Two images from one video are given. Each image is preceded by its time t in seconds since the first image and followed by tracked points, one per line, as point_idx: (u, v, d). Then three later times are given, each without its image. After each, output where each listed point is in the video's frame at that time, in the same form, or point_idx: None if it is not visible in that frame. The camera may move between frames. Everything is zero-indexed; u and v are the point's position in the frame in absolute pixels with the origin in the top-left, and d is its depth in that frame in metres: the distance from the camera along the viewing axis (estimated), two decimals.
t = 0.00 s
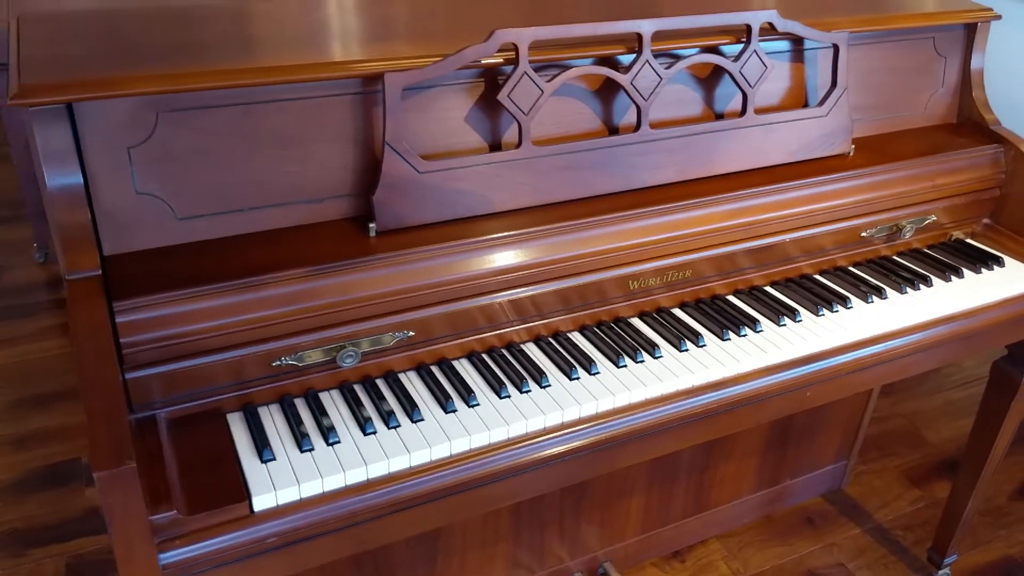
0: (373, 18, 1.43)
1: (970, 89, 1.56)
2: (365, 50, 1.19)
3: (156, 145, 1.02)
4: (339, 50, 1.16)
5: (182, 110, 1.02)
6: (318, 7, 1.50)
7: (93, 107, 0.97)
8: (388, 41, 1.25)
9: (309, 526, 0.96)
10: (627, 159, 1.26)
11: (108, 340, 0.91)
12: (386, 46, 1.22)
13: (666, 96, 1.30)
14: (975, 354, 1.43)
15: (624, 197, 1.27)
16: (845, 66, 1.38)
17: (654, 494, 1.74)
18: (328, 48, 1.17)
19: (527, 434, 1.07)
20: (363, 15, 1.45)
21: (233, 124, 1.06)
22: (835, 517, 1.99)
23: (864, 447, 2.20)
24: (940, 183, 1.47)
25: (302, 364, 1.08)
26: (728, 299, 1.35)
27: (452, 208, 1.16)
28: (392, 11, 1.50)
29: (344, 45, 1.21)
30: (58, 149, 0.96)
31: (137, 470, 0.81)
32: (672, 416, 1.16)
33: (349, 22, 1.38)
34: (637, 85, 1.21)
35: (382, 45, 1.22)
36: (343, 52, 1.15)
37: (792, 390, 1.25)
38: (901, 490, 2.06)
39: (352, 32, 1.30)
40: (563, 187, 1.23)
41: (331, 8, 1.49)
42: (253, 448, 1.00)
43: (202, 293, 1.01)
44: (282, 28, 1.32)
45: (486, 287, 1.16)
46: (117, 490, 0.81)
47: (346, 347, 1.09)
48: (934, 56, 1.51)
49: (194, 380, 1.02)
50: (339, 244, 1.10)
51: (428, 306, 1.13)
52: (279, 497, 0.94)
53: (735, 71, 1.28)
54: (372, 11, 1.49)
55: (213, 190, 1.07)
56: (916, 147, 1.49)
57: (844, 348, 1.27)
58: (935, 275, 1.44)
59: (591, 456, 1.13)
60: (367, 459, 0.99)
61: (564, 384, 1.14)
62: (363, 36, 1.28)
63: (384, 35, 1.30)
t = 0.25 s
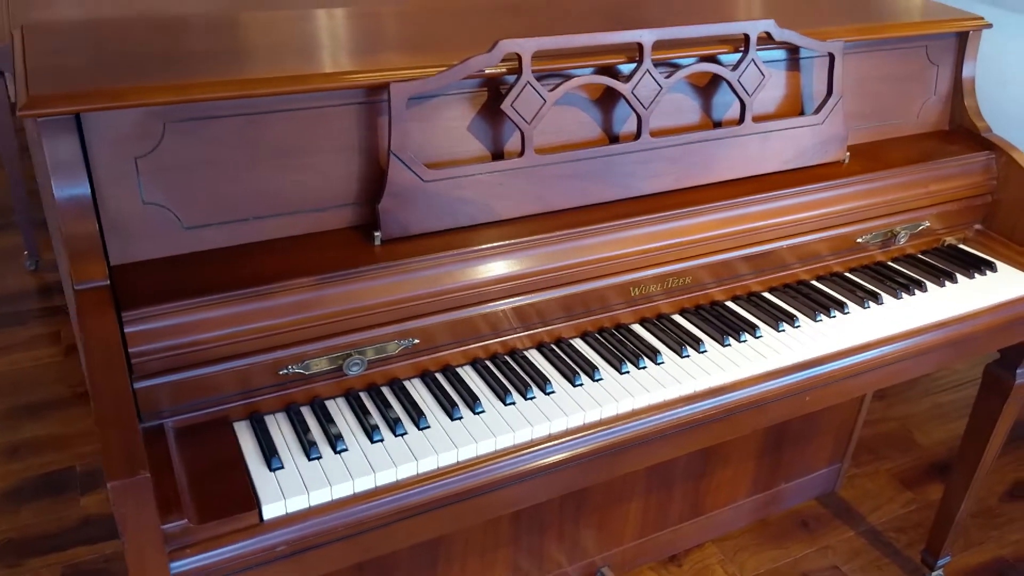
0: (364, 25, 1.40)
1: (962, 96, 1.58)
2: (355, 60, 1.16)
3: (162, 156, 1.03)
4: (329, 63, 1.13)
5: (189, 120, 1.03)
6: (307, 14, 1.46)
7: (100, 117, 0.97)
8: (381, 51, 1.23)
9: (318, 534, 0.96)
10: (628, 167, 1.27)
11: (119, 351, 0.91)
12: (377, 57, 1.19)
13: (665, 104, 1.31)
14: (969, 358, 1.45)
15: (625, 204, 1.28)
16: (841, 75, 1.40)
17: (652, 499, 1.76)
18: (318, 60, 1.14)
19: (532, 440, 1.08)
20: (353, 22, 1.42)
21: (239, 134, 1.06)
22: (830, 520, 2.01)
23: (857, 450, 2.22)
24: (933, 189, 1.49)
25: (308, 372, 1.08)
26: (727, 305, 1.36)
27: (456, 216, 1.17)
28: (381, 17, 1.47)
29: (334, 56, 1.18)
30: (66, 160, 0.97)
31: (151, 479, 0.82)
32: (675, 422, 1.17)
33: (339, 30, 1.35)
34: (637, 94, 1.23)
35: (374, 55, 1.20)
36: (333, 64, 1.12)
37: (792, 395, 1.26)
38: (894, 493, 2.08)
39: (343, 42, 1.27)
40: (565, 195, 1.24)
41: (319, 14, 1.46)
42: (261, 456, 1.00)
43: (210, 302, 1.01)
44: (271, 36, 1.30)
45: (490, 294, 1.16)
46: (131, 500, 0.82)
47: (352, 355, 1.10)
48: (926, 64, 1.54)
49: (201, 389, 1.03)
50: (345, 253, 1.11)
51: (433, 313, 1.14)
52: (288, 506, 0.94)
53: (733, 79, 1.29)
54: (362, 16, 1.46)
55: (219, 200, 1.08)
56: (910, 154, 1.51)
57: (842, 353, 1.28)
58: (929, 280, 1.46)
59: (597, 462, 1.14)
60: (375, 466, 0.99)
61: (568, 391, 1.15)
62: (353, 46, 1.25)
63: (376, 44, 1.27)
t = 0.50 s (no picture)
0: (353, 30, 1.39)
1: (954, 103, 1.60)
2: (345, 69, 1.15)
3: (167, 163, 1.03)
4: (319, 72, 1.12)
5: (194, 127, 1.03)
6: (295, 20, 1.45)
7: (105, 124, 0.97)
8: (372, 59, 1.22)
9: (324, 539, 0.97)
10: (627, 173, 1.28)
11: (126, 356, 0.91)
12: (369, 65, 1.18)
13: (664, 111, 1.33)
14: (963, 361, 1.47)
15: (624, 210, 1.29)
16: (836, 82, 1.41)
17: (648, 502, 1.77)
18: (306, 69, 1.13)
19: (536, 445, 1.09)
20: (343, 28, 1.40)
21: (243, 140, 1.07)
22: (823, 522, 2.03)
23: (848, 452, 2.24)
24: (926, 195, 1.51)
25: (312, 378, 1.08)
26: (725, 309, 1.38)
27: (458, 222, 1.17)
28: (371, 23, 1.46)
29: (323, 63, 1.17)
30: (71, 166, 0.96)
31: (161, 486, 0.82)
32: (676, 426, 1.18)
33: (328, 36, 1.33)
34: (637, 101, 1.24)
35: (365, 63, 1.19)
36: (323, 73, 1.11)
37: (790, 399, 1.28)
38: (885, 495, 2.10)
39: (333, 49, 1.26)
40: (566, 201, 1.25)
41: (308, 20, 1.44)
42: (266, 462, 1.01)
43: (215, 308, 1.01)
44: (259, 43, 1.28)
45: (492, 300, 1.17)
46: (141, 507, 0.81)
47: (356, 360, 1.10)
48: (919, 71, 1.56)
49: (206, 395, 1.03)
50: (348, 259, 1.12)
51: (436, 319, 1.14)
52: (295, 511, 0.94)
53: (731, 86, 1.30)
54: (351, 22, 1.45)
55: (223, 206, 1.08)
56: (903, 160, 1.53)
57: (839, 356, 1.30)
58: (923, 284, 1.48)
59: (598, 466, 1.15)
60: (380, 471, 1.00)
61: (570, 395, 1.16)
62: (343, 53, 1.24)
63: (366, 51, 1.26)
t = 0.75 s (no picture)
0: (345, 37, 1.38)
1: (949, 108, 1.62)
2: (337, 75, 1.14)
3: (176, 169, 1.03)
4: (311, 78, 1.11)
5: (202, 133, 1.04)
6: (287, 26, 1.44)
7: (115, 131, 0.98)
8: (365, 65, 1.21)
9: (335, 543, 0.97)
10: (630, 178, 1.30)
11: (138, 365, 0.92)
12: (362, 71, 1.18)
13: (666, 116, 1.34)
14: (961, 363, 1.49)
15: (627, 215, 1.30)
16: (835, 86, 1.43)
17: (648, 503, 1.78)
18: (299, 75, 1.13)
19: (543, 448, 1.10)
20: (335, 35, 1.39)
21: (251, 147, 1.07)
22: (820, 522, 2.04)
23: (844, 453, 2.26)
24: (923, 198, 1.52)
25: (321, 382, 1.09)
26: (726, 312, 1.39)
27: (464, 227, 1.18)
28: (363, 29, 1.45)
29: (315, 70, 1.16)
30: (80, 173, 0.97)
31: (175, 493, 0.82)
32: (680, 428, 1.19)
33: (320, 42, 1.33)
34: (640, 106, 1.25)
35: (358, 69, 1.18)
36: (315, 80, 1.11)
37: (792, 401, 1.29)
38: (881, 495, 2.12)
39: (325, 55, 1.25)
40: (569, 205, 1.26)
41: (300, 27, 1.43)
42: (276, 467, 1.01)
43: (224, 314, 1.02)
44: (251, 50, 1.27)
45: (497, 304, 1.18)
46: (155, 515, 0.81)
47: (364, 365, 1.10)
48: (915, 75, 1.57)
49: (215, 401, 1.03)
50: (355, 264, 1.12)
51: (442, 323, 1.15)
52: (306, 515, 0.95)
53: (732, 91, 1.32)
54: (343, 29, 1.44)
55: (231, 213, 1.09)
56: (900, 163, 1.55)
57: (839, 359, 1.31)
58: (921, 287, 1.49)
59: (604, 469, 1.16)
60: (390, 475, 1.01)
61: (576, 399, 1.17)
62: (335, 59, 1.23)
63: (359, 57, 1.26)
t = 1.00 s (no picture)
0: (334, 42, 1.37)
1: (945, 108, 1.64)
2: (327, 81, 1.14)
3: (186, 175, 1.03)
4: (301, 85, 1.10)
5: (212, 139, 1.04)
6: (278, 32, 1.43)
7: (126, 138, 0.98)
8: (354, 70, 1.20)
9: (350, 546, 0.98)
10: (634, 180, 1.31)
11: (152, 369, 0.92)
12: (353, 75, 1.17)
13: (669, 118, 1.35)
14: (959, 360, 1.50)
15: (630, 216, 1.31)
16: (834, 87, 1.44)
17: (649, 502, 1.79)
18: (290, 82, 1.12)
19: (553, 449, 1.10)
20: (325, 40, 1.39)
21: (259, 152, 1.07)
22: (818, 518, 2.06)
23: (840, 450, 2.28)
24: (920, 198, 1.54)
25: (332, 386, 1.09)
26: (729, 312, 1.40)
27: (471, 230, 1.19)
28: (353, 35, 1.44)
29: (305, 76, 1.15)
30: (90, 179, 0.97)
31: (195, 498, 0.83)
32: (687, 428, 1.20)
33: (310, 48, 1.32)
34: (644, 108, 1.26)
35: (347, 74, 1.18)
36: (307, 87, 1.10)
37: (795, 400, 1.30)
38: (877, 491, 2.14)
39: (316, 61, 1.24)
40: (574, 207, 1.27)
41: (289, 32, 1.42)
42: (290, 471, 1.02)
43: (236, 319, 1.02)
44: (241, 56, 1.26)
45: (504, 306, 1.19)
46: (175, 519, 0.82)
47: (374, 369, 1.11)
48: (912, 76, 1.59)
49: (227, 406, 1.03)
50: (364, 268, 1.13)
51: (450, 326, 1.16)
52: (321, 519, 0.95)
53: (734, 93, 1.33)
54: (333, 34, 1.43)
55: (240, 218, 1.09)
56: (897, 163, 1.56)
57: (841, 358, 1.33)
58: (919, 285, 1.51)
59: (612, 469, 1.17)
60: (403, 478, 1.01)
61: (583, 400, 1.18)
62: (326, 65, 1.23)
63: (349, 62, 1.25)
